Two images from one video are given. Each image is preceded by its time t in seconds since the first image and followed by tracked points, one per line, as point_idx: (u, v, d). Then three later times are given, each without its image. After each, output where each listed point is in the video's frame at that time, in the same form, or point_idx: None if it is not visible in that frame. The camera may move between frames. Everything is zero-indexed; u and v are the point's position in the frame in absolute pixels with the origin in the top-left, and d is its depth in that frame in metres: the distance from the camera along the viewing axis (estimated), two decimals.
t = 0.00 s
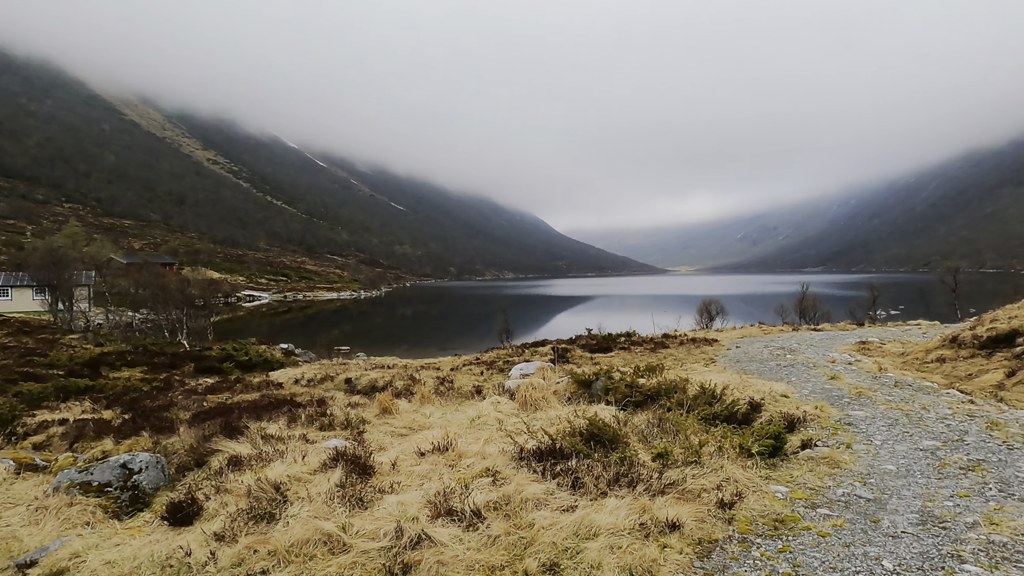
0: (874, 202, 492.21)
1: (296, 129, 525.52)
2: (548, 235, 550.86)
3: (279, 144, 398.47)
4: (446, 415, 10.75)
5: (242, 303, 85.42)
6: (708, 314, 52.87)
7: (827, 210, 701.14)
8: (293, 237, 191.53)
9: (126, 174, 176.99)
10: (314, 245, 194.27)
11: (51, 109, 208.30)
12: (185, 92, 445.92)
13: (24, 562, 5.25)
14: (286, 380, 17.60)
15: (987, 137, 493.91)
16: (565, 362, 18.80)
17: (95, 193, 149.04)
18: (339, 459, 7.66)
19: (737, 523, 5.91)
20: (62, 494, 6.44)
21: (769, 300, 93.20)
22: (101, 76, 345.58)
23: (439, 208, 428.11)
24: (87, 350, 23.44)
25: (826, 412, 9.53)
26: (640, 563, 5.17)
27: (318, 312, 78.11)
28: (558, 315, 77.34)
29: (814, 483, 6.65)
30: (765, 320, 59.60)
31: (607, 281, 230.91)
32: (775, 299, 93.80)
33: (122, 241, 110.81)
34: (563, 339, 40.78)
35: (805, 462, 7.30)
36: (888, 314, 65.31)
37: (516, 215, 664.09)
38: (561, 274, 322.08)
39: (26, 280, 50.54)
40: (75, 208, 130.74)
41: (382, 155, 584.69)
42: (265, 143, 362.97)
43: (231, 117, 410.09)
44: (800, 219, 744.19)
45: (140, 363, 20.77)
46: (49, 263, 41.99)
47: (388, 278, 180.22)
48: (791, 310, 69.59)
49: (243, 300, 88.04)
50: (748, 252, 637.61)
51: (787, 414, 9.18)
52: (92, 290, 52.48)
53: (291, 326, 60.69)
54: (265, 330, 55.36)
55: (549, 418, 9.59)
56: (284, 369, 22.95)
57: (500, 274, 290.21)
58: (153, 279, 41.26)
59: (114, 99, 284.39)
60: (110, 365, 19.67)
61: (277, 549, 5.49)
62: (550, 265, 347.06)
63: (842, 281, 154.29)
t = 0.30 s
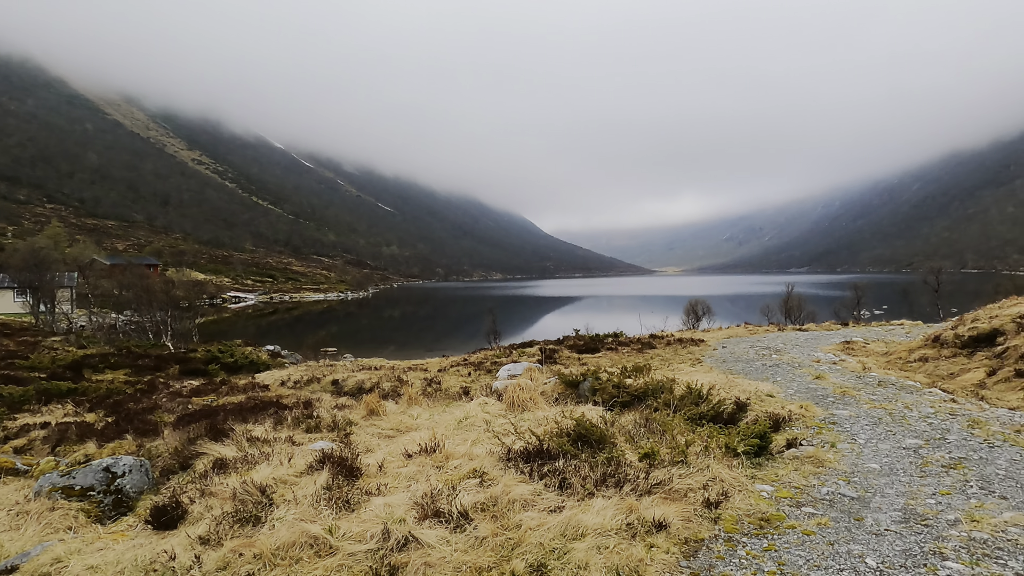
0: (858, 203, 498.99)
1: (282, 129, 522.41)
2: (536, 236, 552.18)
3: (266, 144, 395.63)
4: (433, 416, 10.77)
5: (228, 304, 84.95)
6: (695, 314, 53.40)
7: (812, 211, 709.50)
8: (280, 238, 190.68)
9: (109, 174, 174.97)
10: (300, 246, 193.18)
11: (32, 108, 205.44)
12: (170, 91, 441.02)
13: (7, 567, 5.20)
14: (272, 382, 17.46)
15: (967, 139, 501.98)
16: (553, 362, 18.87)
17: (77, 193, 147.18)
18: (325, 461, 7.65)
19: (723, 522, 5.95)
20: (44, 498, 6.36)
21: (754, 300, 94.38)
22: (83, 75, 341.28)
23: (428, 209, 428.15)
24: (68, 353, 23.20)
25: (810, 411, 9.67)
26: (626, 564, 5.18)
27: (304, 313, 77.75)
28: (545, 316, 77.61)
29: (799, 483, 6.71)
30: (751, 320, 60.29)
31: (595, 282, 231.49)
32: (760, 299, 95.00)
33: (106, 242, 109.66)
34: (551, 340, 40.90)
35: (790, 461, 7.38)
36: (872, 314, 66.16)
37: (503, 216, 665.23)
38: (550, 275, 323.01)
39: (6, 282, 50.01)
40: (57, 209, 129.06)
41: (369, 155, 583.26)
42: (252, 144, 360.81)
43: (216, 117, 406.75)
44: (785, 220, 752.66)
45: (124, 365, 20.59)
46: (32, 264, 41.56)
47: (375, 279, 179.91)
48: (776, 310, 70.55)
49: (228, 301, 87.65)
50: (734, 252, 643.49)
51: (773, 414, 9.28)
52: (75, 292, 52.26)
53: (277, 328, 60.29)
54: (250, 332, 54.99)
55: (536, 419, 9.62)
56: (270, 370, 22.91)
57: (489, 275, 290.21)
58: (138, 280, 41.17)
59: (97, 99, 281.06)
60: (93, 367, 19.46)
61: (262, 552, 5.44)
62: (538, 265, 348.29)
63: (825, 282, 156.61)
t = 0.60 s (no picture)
0: (844, 203, 504.01)
1: (268, 130, 519.32)
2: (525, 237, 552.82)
3: (255, 145, 392.70)
4: (422, 417, 10.75)
5: (215, 306, 84.44)
6: (683, 314, 53.72)
7: (799, 212, 715.75)
8: (267, 239, 189.66)
9: (94, 174, 173.06)
10: (289, 247, 192.15)
11: (15, 108, 202.62)
12: (155, 91, 436.35)
13: None
14: (260, 385, 17.32)
15: (952, 140, 508.49)
16: (542, 363, 18.92)
17: (62, 193, 145.63)
18: (312, 463, 7.64)
19: (710, 520, 5.99)
20: (27, 502, 6.27)
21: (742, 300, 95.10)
22: (66, 74, 336.89)
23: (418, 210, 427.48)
24: (52, 354, 22.91)
25: (797, 410, 9.75)
26: (614, 563, 5.19)
27: (292, 315, 77.25)
28: (534, 317, 77.69)
29: (786, 481, 6.78)
30: (738, 321, 60.68)
31: (586, 283, 231.91)
32: (748, 300, 95.72)
33: (90, 243, 108.55)
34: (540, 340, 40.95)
35: (777, 460, 7.46)
36: (859, 314, 66.72)
37: (492, 217, 665.01)
38: (540, 275, 323.57)
39: None
40: (41, 210, 127.47)
41: (357, 156, 581.51)
42: (239, 144, 358.45)
43: (202, 117, 403.26)
44: (773, 221, 758.79)
45: (109, 367, 20.37)
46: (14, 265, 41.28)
47: (364, 280, 179.52)
48: (764, 310, 71.14)
49: (215, 303, 87.08)
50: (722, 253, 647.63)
51: (759, 413, 9.39)
52: (59, 293, 51.77)
53: (264, 329, 59.84)
54: (238, 334, 54.62)
55: (526, 419, 9.63)
56: (257, 373, 22.83)
57: (481, 276, 290.25)
58: (123, 282, 41.01)
59: (81, 99, 277.90)
60: (77, 370, 19.26)
61: (249, 554, 5.41)
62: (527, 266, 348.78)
63: (811, 282, 158.09)
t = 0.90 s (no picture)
0: (833, 203, 508.32)
1: (257, 130, 516.01)
2: (516, 237, 553.27)
3: (243, 146, 390.23)
4: (412, 418, 10.76)
5: (204, 307, 84.10)
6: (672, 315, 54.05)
7: (788, 212, 721.66)
8: (256, 239, 188.65)
9: (81, 174, 171.27)
10: (278, 248, 191.25)
11: None
12: (141, 91, 432.27)
13: None
14: (249, 386, 17.22)
15: (937, 141, 515.50)
16: (532, 363, 18.93)
17: (47, 194, 144.10)
18: (302, 464, 7.62)
19: (701, 520, 6.00)
20: (12, 507, 6.19)
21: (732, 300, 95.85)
22: (51, 74, 332.76)
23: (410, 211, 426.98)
24: (37, 357, 22.58)
25: (786, 410, 9.83)
26: (604, 563, 5.19)
27: (282, 316, 76.83)
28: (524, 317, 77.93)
29: (774, 481, 6.82)
30: (726, 321, 61.12)
31: (577, 283, 232.94)
32: (737, 300, 96.44)
33: (76, 244, 107.42)
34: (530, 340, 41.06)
35: (766, 459, 7.53)
36: (846, 314, 67.43)
37: (482, 218, 665.06)
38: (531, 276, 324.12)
39: None
40: (26, 210, 126.05)
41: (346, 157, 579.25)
42: (228, 145, 356.19)
43: (190, 117, 399.88)
44: (762, 222, 764.88)
45: (95, 369, 20.19)
46: None
47: (354, 281, 178.98)
48: (752, 310, 71.69)
49: (204, 304, 86.62)
50: (712, 253, 651.85)
51: (748, 412, 9.46)
52: (45, 295, 51.39)
53: (254, 331, 59.50)
54: (227, 335, 54.26)
55: (516, 420, 9.64)
56: (246, 374, 22.75)
57: (473, 276, 290.54)
58: (110, 283, 40.70)
59: (67, 98, 274.88)
60: (63, 372, 19.02)
61: (236, 558, 5.37)
62: (519, 267, 349.17)
63: (799, 283, 159.57)
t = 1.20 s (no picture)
0: (822, 204, 512.51)
1: (246, 130, 512.75)
2: (507, 238, 553.82)
3: (233, 146, 387.78)
4: (403, 419, 10.73)
5: (194, 308, 83.79)
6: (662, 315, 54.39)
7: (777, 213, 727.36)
8: (246, 240, 187.75)
9: (68, 174, 169.65)
10: (268, 248, 190.43)
11: None
12: (128, 90, 427.94)
13: None
14: (238, 387, 17.12)
15: (924, 141, 520.33)
16: (524, 364, 18.94)
17: (33, 194, 142.77)
18: (292, 466, 7.59)
19: (690, 520, 6.03)
20: None
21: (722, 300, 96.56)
22: (36, 72, 328.69)
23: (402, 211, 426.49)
24: (23, 359, 22.32)
25: (775, 410, 9.90)
26: (595, 563, 5.18)
27: (272, 317, 76.47)
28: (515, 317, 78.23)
29: (763, 480, 6.87)
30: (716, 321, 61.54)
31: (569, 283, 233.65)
32: (727, 300, 97.11)
33: (63, 245, 106.40)
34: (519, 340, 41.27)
35: (755, 458, 7.61)
36: (835, 314, 67.98)
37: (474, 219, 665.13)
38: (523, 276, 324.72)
39: None
40: (12, 211, 124.76)
41: (337, 157, 577.24)
42: (218, 145, 354.02)
43: (179, 116, 396.66)
44: (752, 223, 770.43)
45: (83, 371, 20.02)
46: None
47: (344, 281, 178.52)
48: (742, 310, 72.23)
49: (193, 305, 86.20)
50: (702, 254, 655.70)
51: (738, 412, 9.51)
52: (32, 296, 51.02)
53: (244, 332, 59.12)
54: (216, 336, 53.94)
55: (506, 420, 9.63)
56: (235, 375, 22.65)
57: (465, 276, 290.79)
58: (99, 285, 40.55)
59: (53, 97, 271.89)
60: (50, 374, 18.85)
61: (225, 560, 5.33)
62: (510, 267, 349.75)
63: (788, 283, 161.05)
